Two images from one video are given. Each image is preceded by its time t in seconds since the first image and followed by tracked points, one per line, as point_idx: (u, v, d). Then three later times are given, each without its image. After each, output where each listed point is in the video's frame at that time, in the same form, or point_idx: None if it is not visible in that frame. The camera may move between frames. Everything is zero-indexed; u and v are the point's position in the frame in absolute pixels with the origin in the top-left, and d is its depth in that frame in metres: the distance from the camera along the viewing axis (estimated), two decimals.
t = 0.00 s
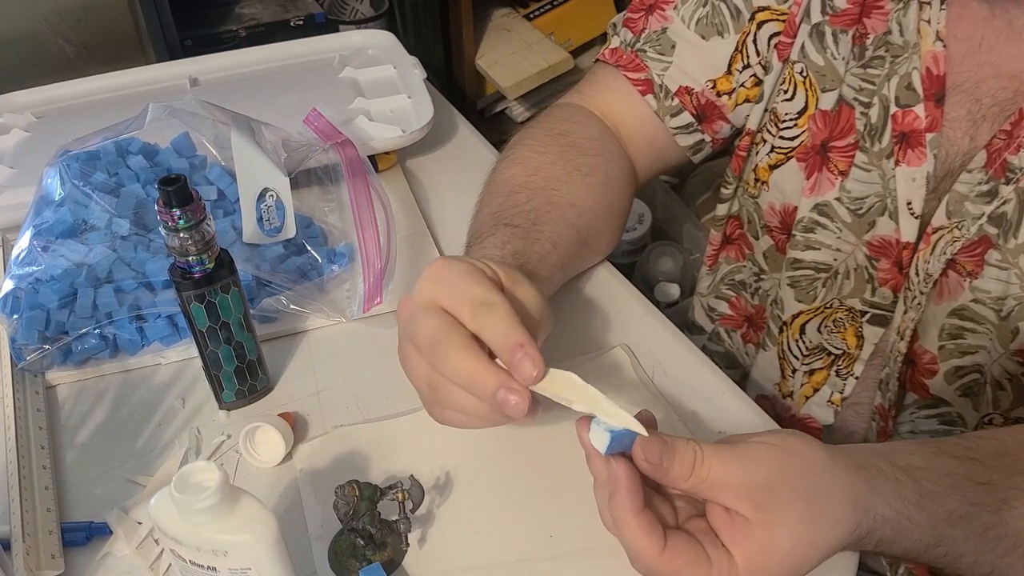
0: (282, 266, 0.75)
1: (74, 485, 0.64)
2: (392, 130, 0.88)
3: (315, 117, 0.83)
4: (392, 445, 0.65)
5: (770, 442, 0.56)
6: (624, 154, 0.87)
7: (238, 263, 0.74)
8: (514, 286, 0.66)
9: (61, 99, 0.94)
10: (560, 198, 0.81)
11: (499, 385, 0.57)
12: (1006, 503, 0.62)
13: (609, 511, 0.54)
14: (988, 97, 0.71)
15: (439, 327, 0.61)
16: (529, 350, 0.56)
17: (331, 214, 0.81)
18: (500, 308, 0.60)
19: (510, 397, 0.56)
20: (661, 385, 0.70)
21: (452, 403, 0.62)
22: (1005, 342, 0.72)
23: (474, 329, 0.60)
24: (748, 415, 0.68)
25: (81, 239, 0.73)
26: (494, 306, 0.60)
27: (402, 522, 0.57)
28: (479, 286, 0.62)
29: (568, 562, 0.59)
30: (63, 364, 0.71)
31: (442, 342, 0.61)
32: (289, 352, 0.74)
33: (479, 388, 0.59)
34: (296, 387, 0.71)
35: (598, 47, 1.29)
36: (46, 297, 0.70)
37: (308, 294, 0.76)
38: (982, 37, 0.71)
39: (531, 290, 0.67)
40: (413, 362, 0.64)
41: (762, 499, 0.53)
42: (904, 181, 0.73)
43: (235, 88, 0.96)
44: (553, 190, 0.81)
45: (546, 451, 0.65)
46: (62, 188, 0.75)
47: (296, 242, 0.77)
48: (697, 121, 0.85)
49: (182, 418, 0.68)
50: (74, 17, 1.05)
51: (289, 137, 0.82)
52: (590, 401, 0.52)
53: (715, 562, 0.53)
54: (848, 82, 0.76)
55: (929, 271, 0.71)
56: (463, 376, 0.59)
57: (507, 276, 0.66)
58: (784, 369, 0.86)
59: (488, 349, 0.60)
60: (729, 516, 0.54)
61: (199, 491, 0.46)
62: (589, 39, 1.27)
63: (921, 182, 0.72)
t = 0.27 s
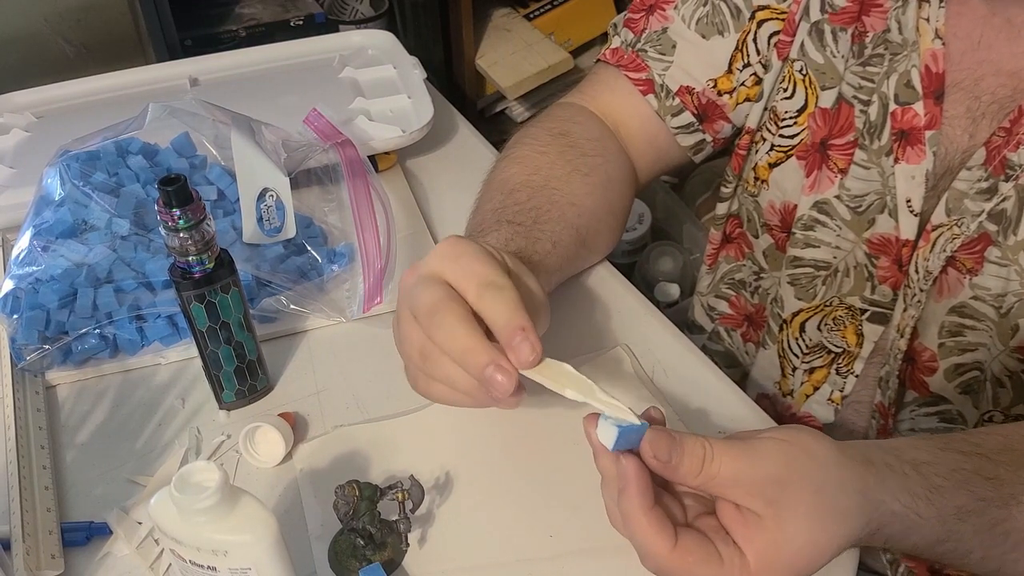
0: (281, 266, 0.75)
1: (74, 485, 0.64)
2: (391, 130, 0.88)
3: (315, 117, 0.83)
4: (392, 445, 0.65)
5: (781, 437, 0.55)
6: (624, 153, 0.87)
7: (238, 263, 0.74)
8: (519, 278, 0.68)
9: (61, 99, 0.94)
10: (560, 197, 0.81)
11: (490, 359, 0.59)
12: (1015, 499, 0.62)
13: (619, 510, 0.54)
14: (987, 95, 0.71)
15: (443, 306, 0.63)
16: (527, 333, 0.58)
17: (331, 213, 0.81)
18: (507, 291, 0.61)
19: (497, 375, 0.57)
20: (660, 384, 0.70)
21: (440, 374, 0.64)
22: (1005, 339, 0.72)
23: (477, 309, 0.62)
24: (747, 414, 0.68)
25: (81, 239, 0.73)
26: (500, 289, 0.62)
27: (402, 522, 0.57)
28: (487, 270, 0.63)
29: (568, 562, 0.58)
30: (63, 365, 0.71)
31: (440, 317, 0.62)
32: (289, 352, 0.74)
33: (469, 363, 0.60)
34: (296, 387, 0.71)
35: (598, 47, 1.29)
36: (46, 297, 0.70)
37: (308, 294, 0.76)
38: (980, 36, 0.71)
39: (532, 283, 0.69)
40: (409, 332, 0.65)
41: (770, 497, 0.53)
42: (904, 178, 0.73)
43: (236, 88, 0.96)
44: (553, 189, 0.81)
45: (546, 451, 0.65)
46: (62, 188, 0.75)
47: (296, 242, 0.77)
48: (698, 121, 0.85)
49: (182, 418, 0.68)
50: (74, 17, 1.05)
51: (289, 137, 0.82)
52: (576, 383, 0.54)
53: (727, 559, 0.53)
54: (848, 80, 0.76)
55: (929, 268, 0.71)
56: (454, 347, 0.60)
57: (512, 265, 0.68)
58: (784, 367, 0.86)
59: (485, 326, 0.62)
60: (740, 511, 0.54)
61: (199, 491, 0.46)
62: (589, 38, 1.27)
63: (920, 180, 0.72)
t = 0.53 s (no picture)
0: (282, 266, 0.75)
1: (74, 485, 0.64)
2: (392, 130, 0.88)
3: (315, 117, 0.83)
4: (393, 445, 0.65)
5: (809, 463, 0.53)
6: (624, 153, 0.87)
7: (238, 263, 0.74)
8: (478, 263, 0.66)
9: (61, 99, 0.94)
10: (549, 194, 0.80)
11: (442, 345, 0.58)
12: None
13: (658, 560, 0.52)
14: (987, 93, 0.71)
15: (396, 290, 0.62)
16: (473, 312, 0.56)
17: (331, 213, 0.81)
18: (452, 272, 0.61)
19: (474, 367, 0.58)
20: (662, 384, 0.70)
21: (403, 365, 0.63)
22: (1008, 338, 0.71)
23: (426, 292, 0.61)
24: (748, 414, 0.67)
25: (81, 239, 0.73)
26: (446, 272, 0.61)
27: (402, 522, 0.57)
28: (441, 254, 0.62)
29: (568, 562, 0.58)
30: (63, 364, 0.71)
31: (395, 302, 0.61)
32: (289, 352, 0.74)
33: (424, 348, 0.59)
34: (296, 387, 0.71)
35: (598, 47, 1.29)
36: (46, 297, 0.70)
37: (309, 294, 0.76)
38: (980, 35, 0.72)
39: (495, 266, 0.67)
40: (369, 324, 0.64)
41: (823, 542, 0.50)
42: (905, 176, 0.73)
43: (236, 88, 0.96)
44: (542, 185, 0.81)
45: (547, 451, 0.65)
46: (62, 188, 0.75)
47: (297, 242, 0.77)
48: (699, 120, 0.85)
49: (182, 418, 0.68)
50: (74, 17, 1.05)
51: (289, 137, 0.82)
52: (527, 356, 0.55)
53: None
54: (848, 78, 0.76)
55: (931, 266, 0.71)
56: (408, 335, 0.60)
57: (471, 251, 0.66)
58: (785, 366, 0.86)
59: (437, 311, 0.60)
60: (780, 547, 0.51)
61: (199, 491, 0.46)
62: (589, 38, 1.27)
63: (921, 177, 0.72)
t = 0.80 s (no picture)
0: (281, 266, 0.75)
1: (74, 485, 0.64)
2: (391, 130, 0.88)
3: (315, 117, 0.84)
4: (393, 445, 0.65)
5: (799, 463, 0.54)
6: (622, 154, 0.87)
7: (238, 263, 0.74)
8: (425, 267, 0.65)
9: (61, 99, 0.94)
10: (537, 196, 0.81)
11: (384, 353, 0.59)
12: None
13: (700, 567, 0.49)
14: (987, 92, 0.71)
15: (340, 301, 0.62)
16: (401, 311, 0.58)
17: (331, 213, 0.81)
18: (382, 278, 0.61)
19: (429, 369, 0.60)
20: (662, 384, 0.70)
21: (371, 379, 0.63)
22: (1010, 335, 0.71)
23: (365, 301, 0.61)
24: (748, 413, 0.67)
25: (81, 239, 0.73)
26: (377, 277, 0.61)
27: (402, 522, 0.57)
28: (376, 263, 0.62)
29: (568, 562, 0.58)
30: (63, 364, 0.71)
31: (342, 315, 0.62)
32: (288, 352, 0.74)
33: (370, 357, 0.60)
34: (297, 387, 0.71)
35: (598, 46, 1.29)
36: (46, 297, 0.70)
37: (309, 294, 0.76)
38: (978, 33, 0.72)
39: (447, 267, 0.66)
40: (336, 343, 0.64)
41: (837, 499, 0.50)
42: (904, 174, 0.73)
43: (236, 87, 0.96)
44: (529, 186, 0.82)
45: (548, 451, 0.65)
46: (62, 188, 0.75)
47: (296, 242, 0.77)
48: (698, 118, 0.85)
49: (182, 418, 0.68)
50: (75, 17, 1.05)
51: (289, 137, 0.82)
52: (460, 347, 0.57)
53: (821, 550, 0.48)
54: (847, 77, 0.76)
55: (931, 266, 0.72)
56: (354, 346, 0.61)
57: (418, 255, 0.66)
58: (786, 365, 0.86)
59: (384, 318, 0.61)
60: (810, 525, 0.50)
61: (199, 491, 0.46)
62: (589, 38, 1.27)
63: (921, 176, 0.72)
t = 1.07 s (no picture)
0: (282, 266, 0.75)
1: (74, 485, 0.64)
2: (392, 130, 0.88)
3: (316, 117, 0.84)
4: (393, 445, 0.65)
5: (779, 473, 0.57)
6: (621, 153, 0.87)
7: (238, 263, 0.74)
8: (402, 270, 0.66)
9: (61, 99, 0.94)
10: (534, 197, 0.82)
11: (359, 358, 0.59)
12: None
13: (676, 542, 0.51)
14: (985, 90, 0.71)
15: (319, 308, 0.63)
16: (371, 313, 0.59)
17: (332, 213, 0.81)
18: (354, 280, 0.61)
19: (408, 370, 0.61)
20: (663, 383, 0.70)
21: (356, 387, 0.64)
22: (1010, 335, 0.71)
23: (340, 306, 0.61)
24: (747, 413, 0.67)
25: (81, 239, 0.73)
26: (349, 281, 0.61)
27: (402, 522, 0.57)
28: (350, 266, 0.63)
29: (568, 562, 0.58)
30: (63, 364, 0.71)
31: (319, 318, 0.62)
32: (289, 352, 0.74)
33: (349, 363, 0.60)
34: (297, 386, 0.71)
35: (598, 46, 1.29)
36: (46, 297, 0.70)
37: (309, 294, 0.76)
38: (976, 32, 0.72)
39: (423, 269, 0.67)
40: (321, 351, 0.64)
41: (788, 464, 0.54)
42: (904, 173, 0.73)
43: (236, 87, 0.96)
44: (526, 187, 0.82)
45: (549, 450, 0.65)
46: (62, 188, 0.75)
47: (297, 242, 0.77)
48: (698, 116, 0.86)
49: (182, 418, 0.68)
50: (75, 17, 1.05)
51: (289, 136, 0.82)
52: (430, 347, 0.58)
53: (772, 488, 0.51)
54: (846, 76, 0.76)
55: (931, 266, 0.72)
56: (332, 352, 0.61)
57: (394, 258, 0.66)
58: (786, 364, 0.86)
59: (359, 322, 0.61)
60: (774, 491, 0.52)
61: (200, 491, 0.46)
62: (589, 38, 1.28)
63: (920, 174, 0.72)
